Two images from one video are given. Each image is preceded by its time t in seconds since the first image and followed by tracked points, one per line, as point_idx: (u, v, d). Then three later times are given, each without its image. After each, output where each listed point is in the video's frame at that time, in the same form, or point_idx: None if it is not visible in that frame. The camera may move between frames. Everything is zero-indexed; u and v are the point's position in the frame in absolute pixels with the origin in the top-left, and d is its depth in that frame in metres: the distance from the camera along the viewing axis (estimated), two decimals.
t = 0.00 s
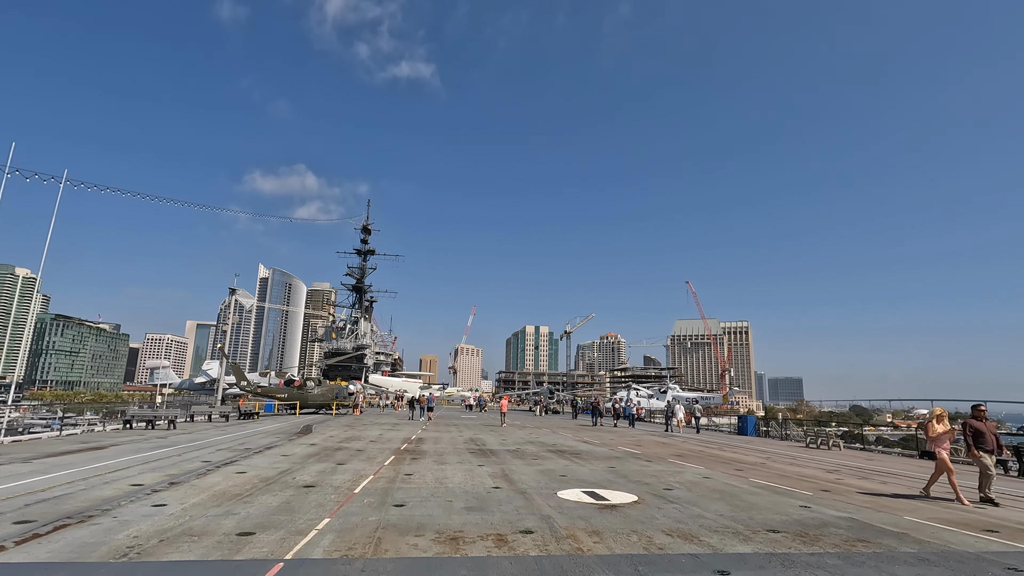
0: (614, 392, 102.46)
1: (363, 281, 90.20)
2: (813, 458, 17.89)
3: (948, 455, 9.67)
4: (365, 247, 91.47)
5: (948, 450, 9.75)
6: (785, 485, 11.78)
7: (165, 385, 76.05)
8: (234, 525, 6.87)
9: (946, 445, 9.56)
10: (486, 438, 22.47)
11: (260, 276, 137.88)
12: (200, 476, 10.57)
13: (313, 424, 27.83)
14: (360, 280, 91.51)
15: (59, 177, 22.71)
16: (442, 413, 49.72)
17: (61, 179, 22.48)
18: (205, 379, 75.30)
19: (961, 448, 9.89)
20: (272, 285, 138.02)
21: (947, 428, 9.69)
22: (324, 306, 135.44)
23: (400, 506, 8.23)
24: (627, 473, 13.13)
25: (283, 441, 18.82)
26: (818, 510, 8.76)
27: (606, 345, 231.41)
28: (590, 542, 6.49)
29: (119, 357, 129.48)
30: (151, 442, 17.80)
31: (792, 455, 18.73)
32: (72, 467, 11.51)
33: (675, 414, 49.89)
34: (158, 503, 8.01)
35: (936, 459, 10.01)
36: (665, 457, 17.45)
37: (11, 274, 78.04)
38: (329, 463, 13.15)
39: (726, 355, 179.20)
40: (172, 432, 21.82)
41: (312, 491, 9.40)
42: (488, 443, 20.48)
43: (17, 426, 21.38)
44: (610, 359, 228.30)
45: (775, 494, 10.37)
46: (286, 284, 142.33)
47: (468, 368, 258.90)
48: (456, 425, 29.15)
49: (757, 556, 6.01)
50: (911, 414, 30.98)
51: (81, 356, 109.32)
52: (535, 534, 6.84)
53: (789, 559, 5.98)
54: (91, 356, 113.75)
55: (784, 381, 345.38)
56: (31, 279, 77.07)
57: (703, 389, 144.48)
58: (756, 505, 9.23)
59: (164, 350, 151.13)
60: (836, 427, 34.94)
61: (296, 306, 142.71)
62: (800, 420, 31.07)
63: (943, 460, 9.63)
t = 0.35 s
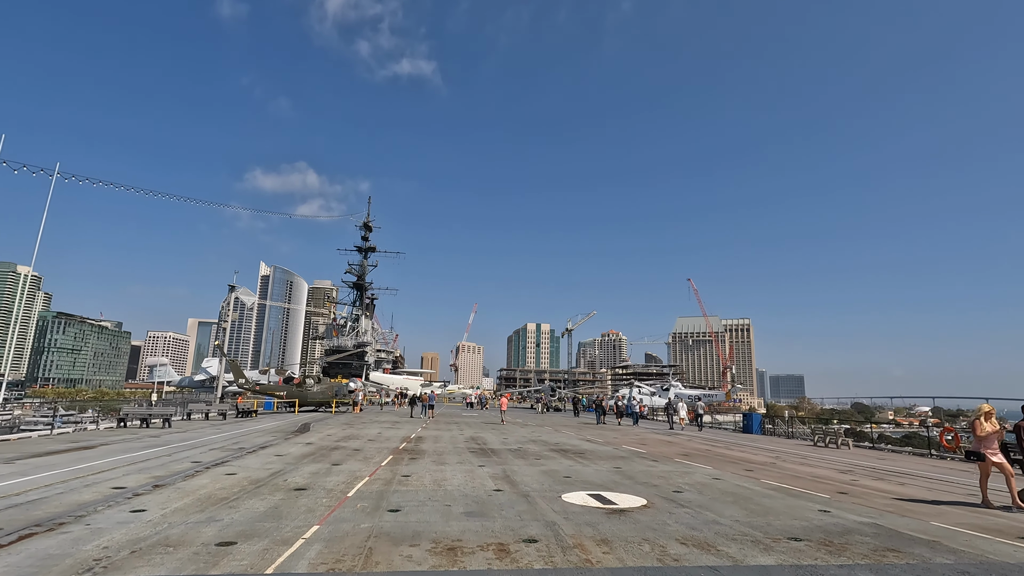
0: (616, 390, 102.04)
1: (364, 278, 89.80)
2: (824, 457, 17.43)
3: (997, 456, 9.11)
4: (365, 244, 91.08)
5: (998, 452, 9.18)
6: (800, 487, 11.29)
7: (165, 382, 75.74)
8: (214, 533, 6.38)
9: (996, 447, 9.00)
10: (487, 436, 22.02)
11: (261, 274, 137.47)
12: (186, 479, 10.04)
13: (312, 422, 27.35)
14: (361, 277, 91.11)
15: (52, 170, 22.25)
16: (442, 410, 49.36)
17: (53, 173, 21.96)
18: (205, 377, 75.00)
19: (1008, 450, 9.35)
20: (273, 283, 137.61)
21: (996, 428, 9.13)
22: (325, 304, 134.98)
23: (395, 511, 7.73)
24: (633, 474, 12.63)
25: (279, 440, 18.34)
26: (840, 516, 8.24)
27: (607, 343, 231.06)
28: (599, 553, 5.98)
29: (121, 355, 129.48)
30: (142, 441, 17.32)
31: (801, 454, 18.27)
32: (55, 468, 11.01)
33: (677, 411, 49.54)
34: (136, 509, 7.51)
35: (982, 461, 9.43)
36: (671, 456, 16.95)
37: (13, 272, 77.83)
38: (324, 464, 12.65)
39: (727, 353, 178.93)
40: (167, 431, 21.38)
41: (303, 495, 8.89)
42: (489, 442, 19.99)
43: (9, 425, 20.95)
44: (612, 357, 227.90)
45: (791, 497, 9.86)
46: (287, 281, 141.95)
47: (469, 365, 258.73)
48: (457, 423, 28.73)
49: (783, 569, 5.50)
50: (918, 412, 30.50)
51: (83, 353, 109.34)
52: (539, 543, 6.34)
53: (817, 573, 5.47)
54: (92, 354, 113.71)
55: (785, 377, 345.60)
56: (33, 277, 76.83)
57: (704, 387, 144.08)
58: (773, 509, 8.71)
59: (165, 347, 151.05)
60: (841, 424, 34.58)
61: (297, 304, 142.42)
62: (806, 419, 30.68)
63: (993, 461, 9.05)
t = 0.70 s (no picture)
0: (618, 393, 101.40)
1: (366, 281, 89.39)
2: (838, 462, 16.89)
3: None
4: (367, 247, 90.81)
5: None
6: (820, 494, 10.74)
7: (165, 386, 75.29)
8: (195, 548, 5.85)
9: None
10: (489, 440, 21.53)
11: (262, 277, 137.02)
12: (174, 485, 9.51)
13: (310, 426, 26.81)
14: (362, 280, 90.74)
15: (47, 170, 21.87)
16: (444, 413, 48.71)
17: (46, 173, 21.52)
18: (205, 380, 74.58)
19: None
20: (275, 286, 137.21)
21: None
22: (327, 307, 134.53)
23: (394, 522, 7.20)
24: (643, 480, 12.10)
25: (275, 444, 17.82)
26: (871, 528, 7.70)
27: (609, 346, 230.35)
28: (616, 570, 5.45)
29: (123, 358, 129.19)
30: (135, 446, 16.81)
31: (815, 459, 17.71)
32: (38, 474, 10.49)
33: (682, 414, 48.96)
34: (115, 520, 6.98)
35: None
36: (680, 461, 16.40)
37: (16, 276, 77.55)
38: (320, 470, 12.12)
39: (729, 355, 178.16)
40: (161, 435, 20.88)
41: (295, 503, 8.37)
42: (492, 446, 19.48)
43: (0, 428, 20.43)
44: (614, 360, 227.06)
45: (814, 506, 9.30)
46: (289, 284, 141.52)
47: (471, 368, 258.28)
48: (458, 427, 28.21)
49: None
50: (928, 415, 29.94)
51: (85, 357, 109.14)
52: (551, 559, 5.80)
53: None
54: (95, 357, 113.47)
55: (788, 380, 344.27)
56: (36, 282, 76.56)
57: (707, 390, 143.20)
58: (798, 518, 8.18)
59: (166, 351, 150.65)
60: (849, 427, 34.03)
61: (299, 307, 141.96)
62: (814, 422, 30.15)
63: None
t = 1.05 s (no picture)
0: (622, 394, 100.71)
1: (368, 282, 89.01)
2: (853, 466, 16.36)
3: None
4: (369, 248, 90.45)
5: None
6: (842, 500, 10.21)
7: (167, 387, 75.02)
8: (173, 564, 5.35)
9: None
10: (493, 442, 21.03)
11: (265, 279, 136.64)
12: (161, 492, 9.01)
13: (310, 428, 26.30)
14: (364, 281, 90.38)
15: (44, 168, 21.56)
16: (446, 415, 48.19)
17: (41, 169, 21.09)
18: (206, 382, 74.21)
19: None
20: (278, 288, 136.92)
21: None
22: (329, 309, 134.23)
23: (391, 533, 6.70)
24: (654, 485, 11.61)
25: (273, 447, 17.34)
26: (904, 540, 7.17)
27: (612, 348, 229.64)
28: None
29: (127, 360, 129.15)
30: (128, 449, 16.34)
31: (829, 463, 17.19)
32: (20, 479, 10.02)
33: (686, 416, 48.40)
34: (92, 531, 6.48)
35: None
36: (690, 464, 15.89)
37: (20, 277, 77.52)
38: (317, 474, 11.64)
39: (733, 357, 177.27)
40: (157, 437, 20.42)
41: (287, 511, 7.88)
42: (495, 449, 18.97)
43: None
44: (616, 361, 226.35)
45: (838, 513, 8.77)
46: (291, 286, 141.24)
47: (473, 370, 257.73)
48: (461, 429, 27.74)
49: None
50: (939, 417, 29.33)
51: (89, 359, 109.03)
52: None
53: None
54: (98, 359, 113.33)
55: (792, 382, 342.93)
56: (39, 284, 76.42)
57: (710, 391, 142.45)
58: (824, 528, 7.67)
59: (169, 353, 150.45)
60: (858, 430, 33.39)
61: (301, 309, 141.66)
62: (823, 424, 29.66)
63: None
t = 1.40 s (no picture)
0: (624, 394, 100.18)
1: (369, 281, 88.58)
2: (868, 469, 15.83)
3: None
4: (370, 247, 90.02)
5: None
6: (864, 507, 9.69)
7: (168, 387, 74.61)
8: None
9: None
10: (496, 443, 20.51)
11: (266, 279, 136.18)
12: (145, 498, 8.51)
13: (309, 428, 25.81)
14: (366, 280, 89.99)
15: (37, 162, 21.10)
16: (448, 415, 47.65)
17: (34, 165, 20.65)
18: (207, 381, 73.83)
19: None
20: (280, 287, 136.52)
21: None
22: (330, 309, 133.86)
23: (388, 545, 6.20)
24: (665, 489, 11.09)
25: (269, 448, 16.84)
26: (941, 553, 6.64)
27: (613, 347, 228.87)
28: None
29: (130, 360, 128.90)
30: (120, 451, 15.87)
31: (843, 466, 16.61)
32: None
33: (689, 416, 47.87)
34: (62, 543, 5.97)
35: None
36: (700, 467, 15.34)
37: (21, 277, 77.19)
38: (313, 478, 11.13)
39: (735, 356, 176.41)
40: (152, 438, 19.93)
41: (277, 519, 7.37)
42: (498, 450, 18.45)
43: None
44: (618, 360, 225.76)
45: (864, 522, 8.25)
46: (294, 286, 140.87)
47: (475, 369, 257.29)
48: (463, 429, 27.24)
49: None
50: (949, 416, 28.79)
51: (91, 358, 108.88)
52: None
53: None
54: (100, 358, 113.12)
55: (794, 381, 341.58)
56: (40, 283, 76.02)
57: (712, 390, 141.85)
58: (853, 539, 7.15)
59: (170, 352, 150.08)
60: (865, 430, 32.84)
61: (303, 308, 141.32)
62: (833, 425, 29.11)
63: None
